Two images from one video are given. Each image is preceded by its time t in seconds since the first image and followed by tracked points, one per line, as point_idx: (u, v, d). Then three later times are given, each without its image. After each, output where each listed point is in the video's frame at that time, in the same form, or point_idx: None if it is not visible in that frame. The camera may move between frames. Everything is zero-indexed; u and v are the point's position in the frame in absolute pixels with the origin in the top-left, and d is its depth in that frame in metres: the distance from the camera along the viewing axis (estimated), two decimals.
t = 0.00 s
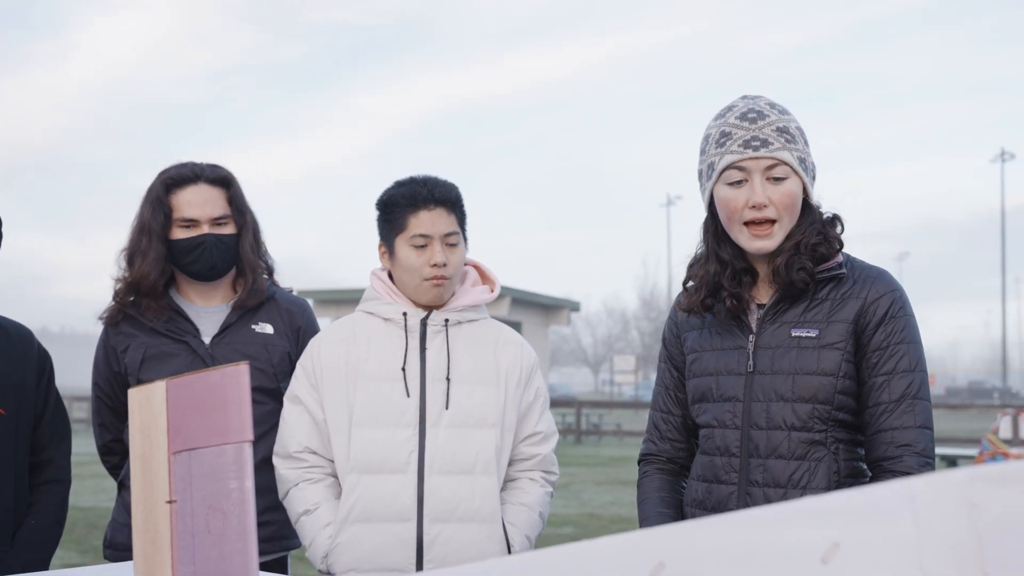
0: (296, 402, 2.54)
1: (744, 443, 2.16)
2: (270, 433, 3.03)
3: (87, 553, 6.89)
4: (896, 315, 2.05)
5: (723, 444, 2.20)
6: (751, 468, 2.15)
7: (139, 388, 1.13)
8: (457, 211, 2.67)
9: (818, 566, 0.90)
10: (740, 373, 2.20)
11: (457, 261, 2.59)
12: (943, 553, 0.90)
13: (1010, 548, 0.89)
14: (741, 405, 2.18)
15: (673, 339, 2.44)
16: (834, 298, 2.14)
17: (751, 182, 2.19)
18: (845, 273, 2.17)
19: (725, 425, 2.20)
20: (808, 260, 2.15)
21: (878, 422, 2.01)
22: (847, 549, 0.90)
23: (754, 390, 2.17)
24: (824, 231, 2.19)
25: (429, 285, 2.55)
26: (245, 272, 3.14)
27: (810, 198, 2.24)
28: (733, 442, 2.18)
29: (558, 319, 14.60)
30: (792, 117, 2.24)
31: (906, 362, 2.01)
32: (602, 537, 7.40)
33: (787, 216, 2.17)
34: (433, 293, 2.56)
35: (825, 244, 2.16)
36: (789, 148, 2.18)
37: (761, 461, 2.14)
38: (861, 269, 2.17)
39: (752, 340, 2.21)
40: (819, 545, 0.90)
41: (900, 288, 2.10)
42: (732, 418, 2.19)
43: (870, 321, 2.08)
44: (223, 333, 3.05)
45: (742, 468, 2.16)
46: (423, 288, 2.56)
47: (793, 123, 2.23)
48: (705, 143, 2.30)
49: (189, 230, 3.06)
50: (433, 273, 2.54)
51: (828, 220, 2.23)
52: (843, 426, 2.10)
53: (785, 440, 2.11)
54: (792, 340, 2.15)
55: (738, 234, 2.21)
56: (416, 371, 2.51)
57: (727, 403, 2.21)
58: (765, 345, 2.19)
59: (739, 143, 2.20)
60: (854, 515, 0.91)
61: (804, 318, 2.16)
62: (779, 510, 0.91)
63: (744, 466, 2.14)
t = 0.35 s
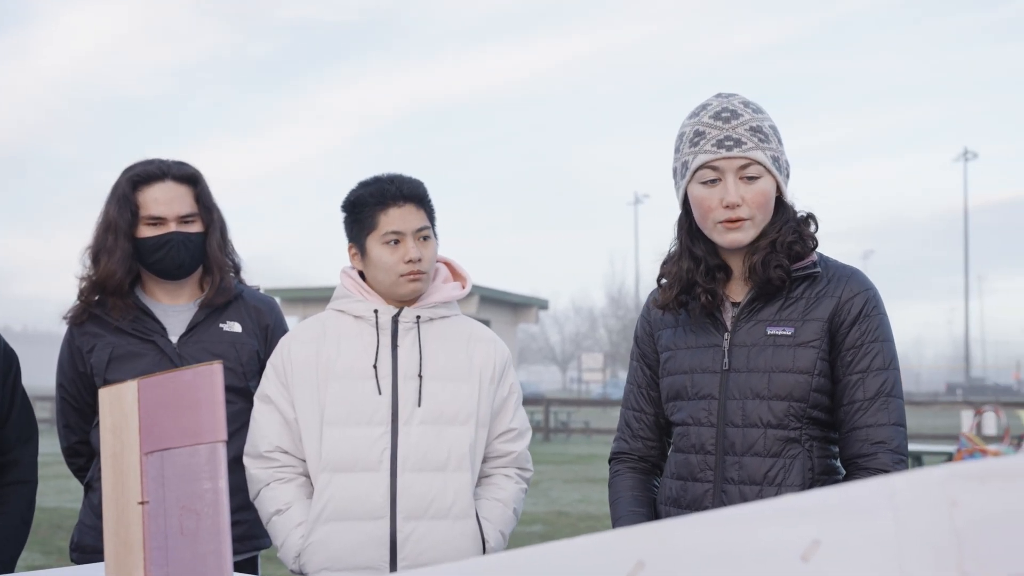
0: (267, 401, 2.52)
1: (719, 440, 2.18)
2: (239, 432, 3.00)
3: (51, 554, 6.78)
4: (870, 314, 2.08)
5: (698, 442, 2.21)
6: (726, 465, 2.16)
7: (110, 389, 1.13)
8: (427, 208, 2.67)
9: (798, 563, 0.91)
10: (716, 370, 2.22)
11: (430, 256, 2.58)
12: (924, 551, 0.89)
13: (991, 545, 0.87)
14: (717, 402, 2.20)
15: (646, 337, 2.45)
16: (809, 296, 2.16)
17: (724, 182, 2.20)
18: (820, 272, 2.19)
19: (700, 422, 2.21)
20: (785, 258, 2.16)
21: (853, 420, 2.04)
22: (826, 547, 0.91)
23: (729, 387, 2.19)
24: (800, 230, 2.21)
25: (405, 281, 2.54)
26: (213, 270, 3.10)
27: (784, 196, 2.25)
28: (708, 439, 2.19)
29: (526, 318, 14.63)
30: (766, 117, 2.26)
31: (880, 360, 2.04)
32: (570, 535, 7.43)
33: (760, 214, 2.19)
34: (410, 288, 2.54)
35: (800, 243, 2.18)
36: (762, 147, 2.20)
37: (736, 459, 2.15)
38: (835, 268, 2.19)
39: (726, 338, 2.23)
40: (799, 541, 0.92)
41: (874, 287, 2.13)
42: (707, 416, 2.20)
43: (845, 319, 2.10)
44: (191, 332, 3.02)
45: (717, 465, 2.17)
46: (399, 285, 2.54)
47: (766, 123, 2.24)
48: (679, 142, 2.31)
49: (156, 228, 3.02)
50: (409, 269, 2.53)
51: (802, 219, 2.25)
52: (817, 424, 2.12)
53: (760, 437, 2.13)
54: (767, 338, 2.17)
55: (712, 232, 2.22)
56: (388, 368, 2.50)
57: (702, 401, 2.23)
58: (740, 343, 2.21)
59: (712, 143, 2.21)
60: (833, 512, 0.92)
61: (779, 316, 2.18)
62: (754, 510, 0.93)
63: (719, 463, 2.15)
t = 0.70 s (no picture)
0: (239, 399, 2.50)
1: (695, 435, 2.19)
2: (209, 430, 2.97)
3: (13, 555, 6.67)
4: (845, 309, 2.11)
5: (674, 437, 2.23)
6: (702, 460, 2.18)
7: (83, 389, 1.21)
8: (404, 203, 2.65)
9: (779, 558, 0.94)
10: (692, 366, 2.24)
11: (407, 251, 2.58)
12: (905, 546, 0.91)
13: (971, 537, 0.90)
14: (693, 397, 2.21)
15: (622, 333, 2.46)
16: (784, 292, 2.18)
17: (697, 178, 2.22)
18: (795, 268, 2.21)
19: (677, 417, 2.23)
20: (760, 254, 2.18)
21: (827, 415, 2.08)
22: (806, 543, 0.95)
23: (705, 382, 2.21)
24: (775, 226, 2.23)
25: (382, 277, 2.52)
26: (180, 267, 3.06)
27: (759, 192, 2.27)
28: (684, 434, 2.21)
29: (494, 314, 14.65)
30: (739, 113, 2.27)
31: (854, 356, 2.08)
32: (539, 530, 7.46)
33: (733, 210, 2.21)
34: (387, 285, 2.53)
35: (775, 239, 2.20)
36: (735, 144, 2.21)
37: (712, 453, 2.17)
38: (810, 264, 2.22)
39: (702, 333, 2.25)
40: (780, 539, 0.95)
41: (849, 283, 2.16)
42: (683, 411, 2.22)
43: (820, 315, 2.13)
44: (159, 330, 2.99)
45: (693, 460, 2.19)
46: (376, 281, 2.53)
47: (740, 119, 2.25)
48: (654, 137, 2.33)
49: (122, 225, 2.98)
50: (386, 264, 2.52)
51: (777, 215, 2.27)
52: (792, 418, 2.14)
53: (736, 432, 2.15)
54: (743, 333, 2.19)
55: (685, 229, 2.24)
56: (363, 365, 2.49)
57: (678, 395, 2.24)
58: (716, 339, 2.23)
59: (685, 140, 2.22)
60: (810, 506, 0.95)
61: (755, 311, 2.20)
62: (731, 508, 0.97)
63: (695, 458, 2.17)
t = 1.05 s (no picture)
0: (206, 393, 2.48)
1: (667, 426, 2.21)
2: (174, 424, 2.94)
3: None
4: (814, 302, 2.14)
5: (645, 427, 2.24)
6: (673, 450, 2.20)
7: (44, 383, 1.22)
8: (374, 194, 2.64)
9: (749, 546, 0.99)
10: (663, 356, 2.25)
11: (377, 241, 2.56)
12: (872, 533, 0.95)
13: (933, 521, 0.93)
14: (664, 388, 2.23)
15: (593, 324, 2.48)
16: (755, 284, 2.21)
17: (659, 168, 2.24)
18: (765, 260, 2.24)
19: (647, 408, 2.25)
20: (731, 245, 2.20)
21: (796, 406, 2.11)
22: (775, 530, 0.99)
23: (676, 373, 2.23)
24: (744, 217, 2.25)
25: (353, 264, 2.50)
26: (143, 260, 3.02)
27: (725, 182, 2.30)
28: (655, 424, 2.23)
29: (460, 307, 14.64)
30: (702, 104, 2.28)
31: (824, 349, 2.11)
32: (505, 522, 7.48)
33: (696, 199, 2.22)
34: (356, 272, 2.51)
35: (745, 230, 2.22)
36: (697, 134, 2.22)
37: (683, 444, 2.19)
38: (780, 256, 2.24)
39: (674, 325, 2.26)
40: (748, 527, 1.00)
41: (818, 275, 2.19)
42: (654, 402, 2.24)
43: (791, 306, 2.16)
44: (121, 324, 2.95)
45: (664, 451, 2.21)
46: (346, 268, 2.51)
47: (702, 110, 2.27)
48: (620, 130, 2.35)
49: (84, 218, 2.92)
50: (356, 252, 2.50)
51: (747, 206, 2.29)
52: (761, 409, 2.17)
53: (707, 422, 2.17)
54: (714, 324, 2.21)
55: (649, 217, 2.25)
56: (332, 358, 2.47)
57: (649, 386, 2.26)
58: (687, 330, 2.24)
59: (647, 130, 2.24)
60: (778, 496, 1.00)
61: (725, 303, 2.22)
62: (700, 498, 1.03)
63: (666, 448, 2.19)
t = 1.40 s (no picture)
0: (177, 391, 2.47)
1: (638, 422, 2.22)
2: (145, 421, 2.90)
3: None
4: (787, 300, 2.16)
5: (616, 423, 2.25)
6: (644, 446, 2.21)
7: (15, 379, 1.23)
8: (345, 191, 2.63)
9: (723, 543, 1.02)
10: (634, 353, 2.26)
11: (348, 238, 2.55)
12: (843, 529, 0.97)
13: (903, 514, 0.95)
14: (635, 384, 2.24)
15: (566, 321, 2.48)
16: (726, 281, 2.22)
17: (610, 163, 2.25)
18: (737, 257, 2.25)
19: (619, 404, 2.26)
20: (699, 249, 2.20)
21: (773, 406, 2.13)
22: (747, 526, 1.01)
23: (647, 369, 2.24)
24: (713, 217, 2.25)
25: (322, 262, 2.49)
26: (113, 254, 2.98)
27: (687, 178, 2.26)
28: (626, 420, 2.24)
29: (433, 304, 14.62)
30: (662, 100, 2.26)
31: (796, 348, 2.13)
32: (479, 519, 7.48)
33: (645, 194, 2.22)
34: (326, 271, 2.49)
35: (714, 232, 2.22)
36: (645, 129, 2.21)
37: (654, 440, 2.20)
38: (752, 253, 2.26)
39: (645, 321, 2.27)
40: (721, 524, 1.02)
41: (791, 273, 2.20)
42: (626, 398, 2.25)
43: (763, 305, 2.17)
44: (92, 320, 2.91)
45: (635, 447, 2.22)
46: (316, 266, 2.49)
47: (658, 105, 2.24)
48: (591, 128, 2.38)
49: (53, 210, 2.88)
50: (326, 250, 2.48)
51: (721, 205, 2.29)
52: (732, 406, 2.19)
53: (677, 418, 2.18)
54: (685, 321, 2.22)
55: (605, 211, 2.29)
56: (302, 355, 2.45)
57: (620, 382, 2.27)
58: (658, 326, 2.25)
59: (600, 126, 2.26)
60: (750, 492, 1.02)
61: (697, 300, 2.23)
62: (671, 493, 1.05)
63: (637, 444, 2.20)
